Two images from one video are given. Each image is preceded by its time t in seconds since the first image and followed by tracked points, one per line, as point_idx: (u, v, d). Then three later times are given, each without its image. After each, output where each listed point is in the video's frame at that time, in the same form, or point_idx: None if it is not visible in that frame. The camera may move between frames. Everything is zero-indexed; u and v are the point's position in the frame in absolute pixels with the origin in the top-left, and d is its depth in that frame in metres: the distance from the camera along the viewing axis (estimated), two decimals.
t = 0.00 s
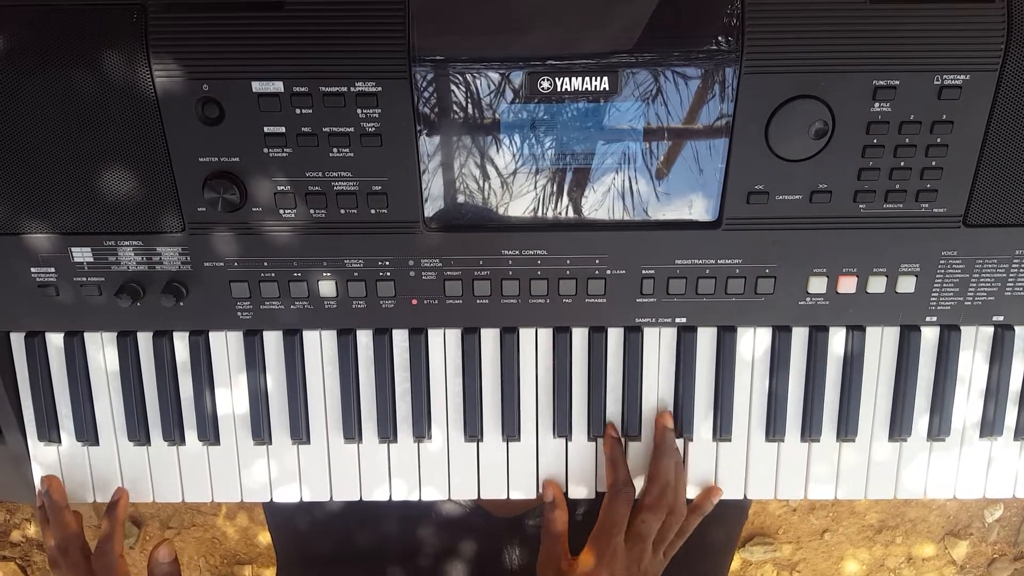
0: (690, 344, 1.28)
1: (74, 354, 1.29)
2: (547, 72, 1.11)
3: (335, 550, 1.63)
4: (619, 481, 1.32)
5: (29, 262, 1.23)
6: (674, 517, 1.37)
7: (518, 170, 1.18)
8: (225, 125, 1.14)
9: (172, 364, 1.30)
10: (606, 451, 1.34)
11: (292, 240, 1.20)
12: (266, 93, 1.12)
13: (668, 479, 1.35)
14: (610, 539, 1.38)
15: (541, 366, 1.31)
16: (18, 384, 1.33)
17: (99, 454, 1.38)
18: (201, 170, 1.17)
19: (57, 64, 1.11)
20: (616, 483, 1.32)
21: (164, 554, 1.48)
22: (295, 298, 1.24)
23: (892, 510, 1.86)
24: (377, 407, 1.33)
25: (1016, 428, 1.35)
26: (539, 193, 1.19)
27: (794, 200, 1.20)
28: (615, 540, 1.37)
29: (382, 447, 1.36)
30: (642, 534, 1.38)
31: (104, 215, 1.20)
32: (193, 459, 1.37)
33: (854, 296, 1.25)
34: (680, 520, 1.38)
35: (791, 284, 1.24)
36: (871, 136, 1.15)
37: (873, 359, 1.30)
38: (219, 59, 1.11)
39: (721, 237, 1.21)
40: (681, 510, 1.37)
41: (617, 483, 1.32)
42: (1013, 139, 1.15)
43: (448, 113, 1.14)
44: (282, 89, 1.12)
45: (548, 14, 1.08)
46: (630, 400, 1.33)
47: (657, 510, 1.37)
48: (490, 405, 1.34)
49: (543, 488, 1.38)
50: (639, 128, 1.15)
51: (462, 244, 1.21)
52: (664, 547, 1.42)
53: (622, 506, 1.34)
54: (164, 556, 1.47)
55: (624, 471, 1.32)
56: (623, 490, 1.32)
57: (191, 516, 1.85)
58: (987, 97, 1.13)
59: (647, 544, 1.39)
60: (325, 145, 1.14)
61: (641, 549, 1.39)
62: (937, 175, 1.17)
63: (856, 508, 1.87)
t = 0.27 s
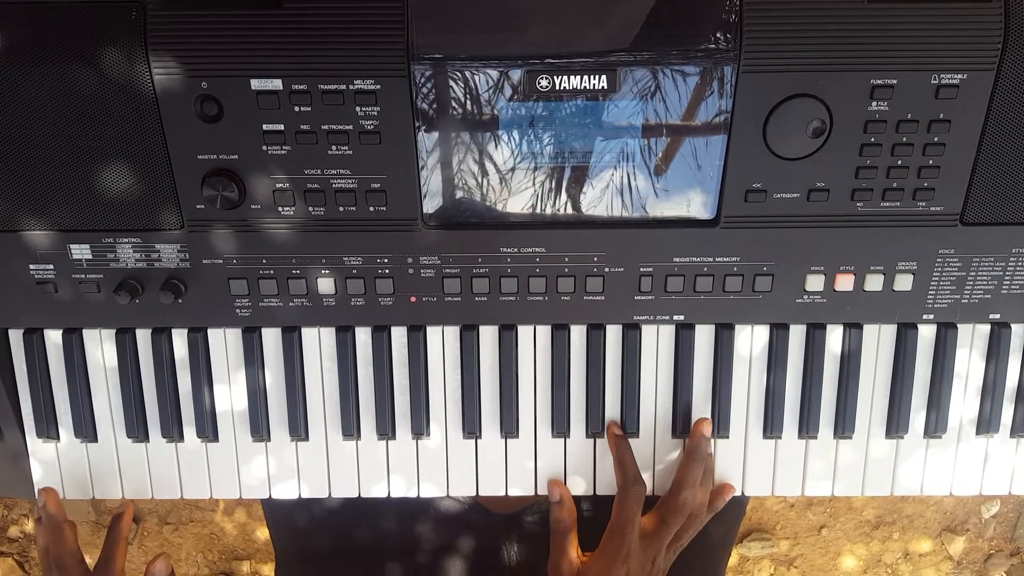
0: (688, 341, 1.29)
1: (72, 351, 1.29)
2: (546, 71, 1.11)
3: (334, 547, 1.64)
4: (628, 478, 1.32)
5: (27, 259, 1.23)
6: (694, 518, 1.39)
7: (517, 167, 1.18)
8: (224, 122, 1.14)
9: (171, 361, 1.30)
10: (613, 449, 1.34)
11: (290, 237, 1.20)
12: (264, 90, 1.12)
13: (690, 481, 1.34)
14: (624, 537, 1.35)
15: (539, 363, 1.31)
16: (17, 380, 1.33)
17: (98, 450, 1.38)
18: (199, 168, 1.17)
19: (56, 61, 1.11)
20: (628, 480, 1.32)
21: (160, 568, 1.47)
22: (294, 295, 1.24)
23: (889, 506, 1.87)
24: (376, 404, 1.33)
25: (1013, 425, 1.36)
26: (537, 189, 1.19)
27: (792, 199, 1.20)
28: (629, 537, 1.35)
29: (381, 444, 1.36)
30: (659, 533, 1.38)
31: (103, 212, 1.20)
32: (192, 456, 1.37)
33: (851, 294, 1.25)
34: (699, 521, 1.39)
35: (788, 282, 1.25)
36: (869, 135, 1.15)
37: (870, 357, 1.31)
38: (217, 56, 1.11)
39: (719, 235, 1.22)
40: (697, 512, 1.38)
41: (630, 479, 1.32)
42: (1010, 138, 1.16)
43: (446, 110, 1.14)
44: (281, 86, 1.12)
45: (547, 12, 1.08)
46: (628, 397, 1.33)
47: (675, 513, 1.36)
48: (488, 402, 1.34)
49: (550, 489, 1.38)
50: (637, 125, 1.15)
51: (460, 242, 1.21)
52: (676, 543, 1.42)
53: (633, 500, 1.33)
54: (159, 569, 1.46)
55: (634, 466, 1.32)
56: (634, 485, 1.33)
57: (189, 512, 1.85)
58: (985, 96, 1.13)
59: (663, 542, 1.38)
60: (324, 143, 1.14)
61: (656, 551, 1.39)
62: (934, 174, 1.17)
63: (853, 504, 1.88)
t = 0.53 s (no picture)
0: (687, 343, 1.29)
1: (71, 351, 1.29)
2: (546, 73, 1.11)
3: (333, 547, 1.64)
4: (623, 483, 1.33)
5: (26, 259, 1.23)
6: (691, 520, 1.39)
7: (516, 165, 1.18)
8: (224, 123, 1.14)
9: (170, 362, 1.30)
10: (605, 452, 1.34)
11: (290, 238, 1.20)
12: (264, 91, 1.12)
13: (686, 485, 1.34)
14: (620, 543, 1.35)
15: (539, 365, 1.31)
16: (16, 381, 1.33)
17: (97, 451, 1.38)
18: (199, 168, 1.17)
19: (55, 62, 1.11)
20: (618, 486, 1.33)
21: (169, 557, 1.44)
22: (293, 296, 1.24)
23: (887, 505, 1.88)
24: (375, 405, 1.33)
25: (1011, 427, 1.36)
26: (537, 188, 1.19)
27: (791, 201, 1.20)
28: (624, 544, 1.35)
29: (380, 445, 1.36)
30: (656, 539, 1.37)
31: (102, 213, 1.19)
32: (191, 456, 1.37)
33: (850, 296, 1.26)
34: (696, 523, 1.39)
35: (787, 284, 1.25)
36: (868, 138, 1.15)
37: (869, 358, 1.31)
38: (217, 57, 1.10)
39: (719, 237, 1.22)
40: (694, 514, 1.38)
41: (621, 485, 1.33)
42: (1009, 141, 1.16)
43: (446, 108, 1.14)
44: (281, 88, 1.11)
45: (547, 14, 1.08)
46: (627, 397, 1.34)
47: (672, 518, 1.36)
48: (487, 403, 1.34)
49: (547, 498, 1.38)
50: (636, 123, 1.15)
51: (460, 243, 1.21)
52: (677, 550, 1.41)
53: (627, 508, 1.33)
54: (169, 558, 1.43)
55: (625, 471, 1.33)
56: (626, 491, 1.33)
57: (187, 510, 1.85)
58: (984, 100, 1.13)
59: (661, 548, 1.38)
60: (324, 144, 1.14)
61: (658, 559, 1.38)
62: (934, 177, 1.18)
63: (852, 503, 1.88)
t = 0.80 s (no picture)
0: (685, 343, 1.29)
1: (69, 351, 1.29)
2: (545, 74, 1.11)
3: (331, 545, 1.64)
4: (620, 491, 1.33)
5: (24, 258, 1.22)
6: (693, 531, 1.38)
7: (514, 164, 1.18)
8: (223, 123, 1.13)
9: (168, 361, 1.30)
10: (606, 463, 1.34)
11: (288, 238, 1.20)
12: (263, 91, 1.12)
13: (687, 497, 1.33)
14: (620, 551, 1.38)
15: (537, 365, 1.32)
16: (13, 380, 1.33)
17: (95, 450, 1.38)
18: (198, 168, 1.17)
19: (54, 61, 1.11)
20: (619, 495, 1.33)
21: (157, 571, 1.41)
22: (292, 295, 1.24)
23: (883, 504, 1.88)
24: (374, 405, 1.33)
25: (1006, 428, 1.37)
26: (535, 187, 1.20)
27: (789, 202, 1.20)
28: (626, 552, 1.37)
29: (378, 444, 1.37)
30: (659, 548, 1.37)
31: (101, 212, 1.19)
32: (189, 456, 1.37)
33: (847, 297, 1.26)
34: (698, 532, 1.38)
35: (784, 285, 1.25)
36: (866, 140, 1.16)
37: (866, 359, 1.32)
38: (216, 57, 1.10)
39: (716, 238, 1.22)
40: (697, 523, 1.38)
41: (621, 495, 1.33)
42: (1006, 143, 1.16)
43: (444, 107, 1.14)
44: (280, 88, 1.11)
45: (546, 15, 1.08)
46: (624, 397, 1.34)
47: (673, 529, 1.35)
48: (485, 402, 1.35)
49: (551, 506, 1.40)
50: (635, 123, 1.15)
51: (458, 243, 1.21)
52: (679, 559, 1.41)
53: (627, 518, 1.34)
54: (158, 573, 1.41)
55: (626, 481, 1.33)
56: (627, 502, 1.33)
57: (184, 508, 1.85)
58: (981, 102, 1.14)
59: (663, 559, 1.37)
60: (323, 144, 1.14)
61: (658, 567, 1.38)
62: (930, 178, 1.18)
63: (847, 502, 1.89)
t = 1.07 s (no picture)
0: (684, 343, 1.30)
1: (70, 350, 1.29)
2: (544, 75, 1.11)
3: (331, 543, 1.64)
4: (620, 479, 1.33)
5: (25, 258, 1.23)
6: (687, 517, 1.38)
7: (512, 163, 1.18)
8: (223, 124, 1.14)
9: (169, 360, 1.31)
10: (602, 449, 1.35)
11: (288, 238, 1.21)
12: (264, 92, 1.12)
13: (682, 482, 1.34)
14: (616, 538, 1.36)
15: (536, 364, 1.32)
16: (14, 379, 1.34)
17: (95, 449, 1.38)
18: (198, 169, 1.17)
19: (54, 62, 1.11)
20: (615, 481, 1.33)
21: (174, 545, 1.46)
22: (292, 295, 1.24)
23: (881, 503, 1.89)
24: (373, 404, 1.34)
25: (1005, 428, 1.37)
26: (533, 186, 1.20)
27: (788, 203, 1.21)
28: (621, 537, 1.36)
29: (378, 444, 1.37)
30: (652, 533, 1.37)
31: (102, 212, 1.20)
32: (189, 454, 1.38)
33: (846, 297, 1.26)
34: (692, 519, 1.39)
35: (784, 285, 1.26)
36: (865, 140, 1.16)
37: (864, 359, 1.32)
38: (217, 58, 1.11)
39: (716, 238, 1.22)
40: (690, 511, 1.38)
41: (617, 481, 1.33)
42: (1005, 144, 1.17)
43: (443, 106, 1.14)
44: (281, 89, 1.12)
45: (545, 17, 1.09)
46: (623, 397, 1.34)
47: (667, 513, 1.36)
48: (484, 401, 1.35)
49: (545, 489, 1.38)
50: (633, 122, 1.16)
51: (458, 243, 1.22)
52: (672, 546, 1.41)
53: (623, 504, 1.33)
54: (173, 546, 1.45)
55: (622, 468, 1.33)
56: (622, 489, 1.33)
57: (184, 507, 1.86)
58: (980, 103, 1.14)
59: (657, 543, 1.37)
60: (323, 145, 1.15)
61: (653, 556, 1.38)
62: (929, 179, 1.18)
63: (846, 501, 1.89)
